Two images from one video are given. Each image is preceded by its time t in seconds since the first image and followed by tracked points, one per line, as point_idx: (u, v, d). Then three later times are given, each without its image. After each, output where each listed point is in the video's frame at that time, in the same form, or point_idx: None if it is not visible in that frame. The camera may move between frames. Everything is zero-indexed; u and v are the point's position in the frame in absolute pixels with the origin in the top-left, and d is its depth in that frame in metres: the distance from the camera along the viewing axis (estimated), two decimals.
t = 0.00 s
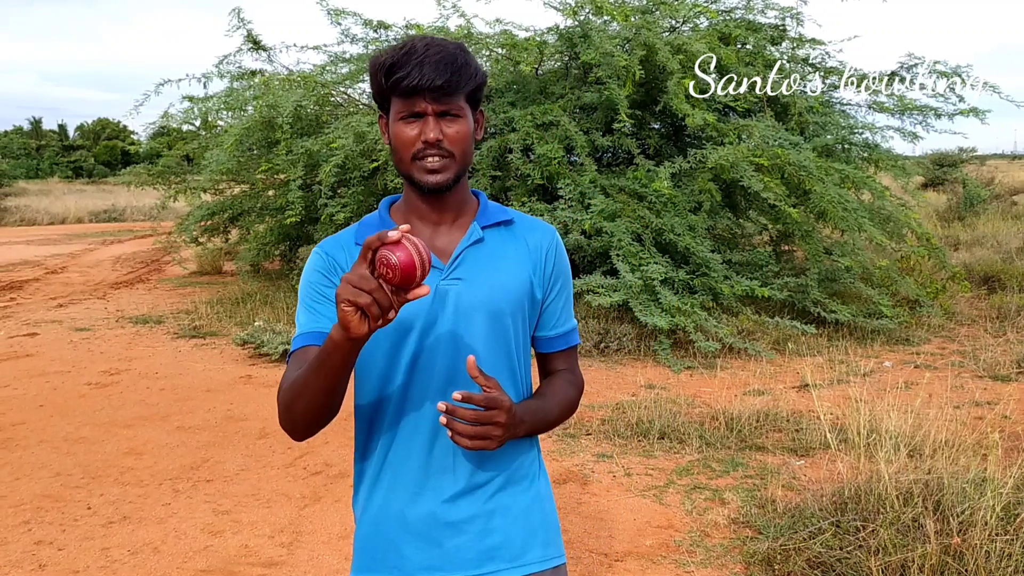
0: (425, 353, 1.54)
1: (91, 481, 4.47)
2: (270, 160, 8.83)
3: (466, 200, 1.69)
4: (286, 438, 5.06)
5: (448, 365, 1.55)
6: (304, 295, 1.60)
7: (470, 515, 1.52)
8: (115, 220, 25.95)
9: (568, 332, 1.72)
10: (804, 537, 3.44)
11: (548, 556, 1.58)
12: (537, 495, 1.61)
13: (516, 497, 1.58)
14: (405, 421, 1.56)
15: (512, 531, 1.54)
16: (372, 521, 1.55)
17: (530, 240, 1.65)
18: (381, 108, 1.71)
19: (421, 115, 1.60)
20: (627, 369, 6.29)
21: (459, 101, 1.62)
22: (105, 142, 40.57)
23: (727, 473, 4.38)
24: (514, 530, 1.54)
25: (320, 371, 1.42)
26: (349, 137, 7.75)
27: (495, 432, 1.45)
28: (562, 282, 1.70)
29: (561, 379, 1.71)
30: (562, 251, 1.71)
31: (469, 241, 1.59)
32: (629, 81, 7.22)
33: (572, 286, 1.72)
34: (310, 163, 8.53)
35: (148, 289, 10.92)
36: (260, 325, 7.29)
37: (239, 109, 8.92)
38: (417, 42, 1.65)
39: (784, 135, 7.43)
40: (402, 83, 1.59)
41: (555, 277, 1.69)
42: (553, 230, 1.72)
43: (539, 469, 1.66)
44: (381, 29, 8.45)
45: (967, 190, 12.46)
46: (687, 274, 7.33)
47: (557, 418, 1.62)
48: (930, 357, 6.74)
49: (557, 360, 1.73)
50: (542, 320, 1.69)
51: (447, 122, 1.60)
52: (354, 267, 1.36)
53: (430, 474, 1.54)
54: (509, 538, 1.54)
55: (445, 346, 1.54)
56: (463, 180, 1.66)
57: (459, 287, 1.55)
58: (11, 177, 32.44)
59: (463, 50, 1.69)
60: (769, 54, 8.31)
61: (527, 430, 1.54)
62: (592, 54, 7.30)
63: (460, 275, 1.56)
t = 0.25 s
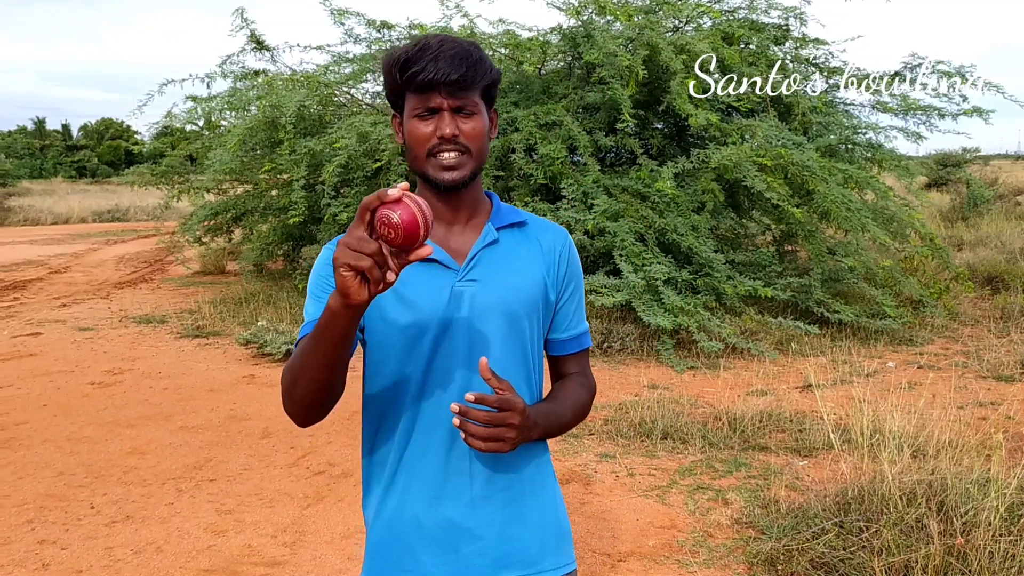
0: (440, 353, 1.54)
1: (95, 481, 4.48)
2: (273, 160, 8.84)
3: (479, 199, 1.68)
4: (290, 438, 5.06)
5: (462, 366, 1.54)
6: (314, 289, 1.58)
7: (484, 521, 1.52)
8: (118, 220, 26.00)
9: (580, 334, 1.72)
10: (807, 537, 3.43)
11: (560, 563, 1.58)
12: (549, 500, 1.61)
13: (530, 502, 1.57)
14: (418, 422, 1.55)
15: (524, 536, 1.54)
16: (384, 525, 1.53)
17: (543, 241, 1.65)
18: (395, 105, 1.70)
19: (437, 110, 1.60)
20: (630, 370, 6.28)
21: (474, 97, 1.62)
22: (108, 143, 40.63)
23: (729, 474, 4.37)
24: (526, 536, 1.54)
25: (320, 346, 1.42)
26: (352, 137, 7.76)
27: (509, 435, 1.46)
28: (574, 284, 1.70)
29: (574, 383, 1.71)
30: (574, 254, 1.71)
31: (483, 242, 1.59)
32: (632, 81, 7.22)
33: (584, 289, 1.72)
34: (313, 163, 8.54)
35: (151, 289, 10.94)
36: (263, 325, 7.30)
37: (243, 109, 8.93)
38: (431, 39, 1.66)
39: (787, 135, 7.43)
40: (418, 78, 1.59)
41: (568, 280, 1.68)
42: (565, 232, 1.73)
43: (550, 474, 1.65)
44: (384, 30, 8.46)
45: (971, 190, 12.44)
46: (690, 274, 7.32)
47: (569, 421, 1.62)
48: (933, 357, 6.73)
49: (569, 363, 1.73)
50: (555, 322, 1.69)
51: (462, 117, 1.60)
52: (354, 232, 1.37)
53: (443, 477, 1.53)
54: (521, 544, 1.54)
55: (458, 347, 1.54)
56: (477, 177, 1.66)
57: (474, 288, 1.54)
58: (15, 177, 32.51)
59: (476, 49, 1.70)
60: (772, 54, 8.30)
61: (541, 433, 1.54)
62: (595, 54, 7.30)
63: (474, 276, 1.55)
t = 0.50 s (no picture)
0: (459, 352, 1.53)
1: (95, 481, 4.48)
2: (273, 160, 8.84)
3: (496, 198, 1.67)
4: (291, 438, 5.07)
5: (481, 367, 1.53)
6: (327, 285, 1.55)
7: (503, 524, 1.52)
8: (119, 220, 26.01)
9: (598, 333, 1.72)
10: (808, 538, 3.43)
11: (577, 565, 1.59)
12: (567, 502, 1.62)
13: (548, 505, 1.58)
14: (436, 424, 1.54)
15: (542, 539, 1.55)
16: (400, 526, 1.52)
17: (561, 240, 1.65)
18: (416, 100, 1.70)
19: (457, 106, 1.59)
20: (631, 370, 6.28)
21: (495, 94, 1.61)
22: (109, 142, 40.64)
23: (730, 474, 4.37)
24: (544, 538, 1.55)
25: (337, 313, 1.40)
26: (352, 137, 7.76)
27: (533, 440, 1.46)
28: (593, 283, 1.70)
29: (592, 383, 1.71)
30: (592, 253, 1.71)
31: (501, 241, 1.57)
32: (633, 81, 7.22)
33: (602, 288, 1.72)
34: (313, 163, 8.54)
35: (152, 289, 10.95)
36: (263, 325, 7.30)
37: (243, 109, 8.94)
38: (454, 36, 1.66)
39: (788, 135, 7.42)
40: (440, 72, 1.59)
41: (586, 279, 1.68)
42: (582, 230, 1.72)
43: (568, 476, 1.65)
44: (385, 30, 8.46)
45: (972, 191, 12.44)
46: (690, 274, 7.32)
47: (589, 422, 1.62)
48: (934, 358, 6.73)
49: (587, 363, 1.73)
50: (573, 322, 1.69)
51: (482, 114, 1.59)
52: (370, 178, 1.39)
53: (462, 479, 1.52)
54: (539, 546, 1.54)
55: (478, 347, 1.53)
56: (494, 175, 1.65)
57: (493, 288, 1.54)
58: (16, 177, 32.52)
59: (499, 48, 1.70)
60: (773, 54, 8.30)
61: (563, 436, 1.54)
62: (596, 54, 7.30)
63: (492, 275, 1.54)
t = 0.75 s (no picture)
0: (473, 355, 1.51)
1: (94, 481, 4.48)
2: (273, 160, 8.84)
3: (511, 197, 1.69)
4: (290, 438, 5.07)
5: (494, 370, 1.52)
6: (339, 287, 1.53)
7: (514, 528, 1.51)
8: (119, 220, 26.02)
9: (610, 333, 1.72)
10: (807, 538, 3.43)
11: (589, 568, 1.58)
12: (579, 505, 1.61)
13: (560, 508, 1.57)
14: (447, 427, 1.52)
15: (553, 542, 1.54)
16: (412, 530, 1.51)
17: (574, 240, 1.65)
18: (431, 96, 1.68)
19: (478, 106, 1.60)
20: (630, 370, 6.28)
21: (515, 94, 1.62)
22: (109, 143, 40.64)
23: (729, 474, 4.38)
24: (556, 541, 1.54)
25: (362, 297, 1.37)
26: (351, 137, 7.76)
27: (547, 446, 1.45)
28: (605, 284, 1.70)
29: (604, 384, 1.71)
30: (604, 253, 1.71)
31: (514, 241, 1.57)
32: (632, 81, 7.23)
33: (614, 289, 1.72)
34: (312, 163, 8.55)
35: (151, 289, 10.95)
36: (263, 326, 7.30)
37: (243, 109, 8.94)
38: (473, 32, 1.64)
39: (787, 135, 7.43)
40: (462, 70, 1.58)
41: (598, 280, 1.68)
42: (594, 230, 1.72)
43: (580, 479, 1.65)
44: (384, 30, 8.46)
45: (971, 191, 12.45)
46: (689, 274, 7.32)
47: (602, 424, 1.62)
48: (933, 358, 6.73)
49: (599, 363, 1.73)
50: (585, 323, 1.69)
51: (503, 115, 1.61)
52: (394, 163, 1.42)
53: (474, 483, 1.51)
54: (550, 549, 1.53)
55: (492, 349, 1.51)
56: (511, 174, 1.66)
57: (506, 289, 1.53)
58: (16, 177, 32.54)
59: (516, 44, 1.70)
60: (772, 54, 8.30)
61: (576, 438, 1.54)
62: (595, 54, 7.30)
63: (505, 276, 1.53)
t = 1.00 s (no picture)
0: (480, 358, 1.51)
1: (93, 481, 4.48)
2: (272, 160, 8.84)
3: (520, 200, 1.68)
4: (289, 438, 5.07)
5: (501, 373, 1.52)
6: (347, 291, 1.53)
7: (520, 531, 1.50)
8: (118, 220, 26.02)
9: (616, 337, 1.72)
10: (805, 537, 3.43)
11: (594, 571, 1.57)
12: (585, 509, 1.61)
13: (566, 510, 1.56)
14: (453, 429, 1.52)
15: (559, 545, 1.53)
16: (416, 532, 1.51)
17: (582, 244, 1.65)
18: (438, 100, 1.67)
19: (487, 108, 1.59)
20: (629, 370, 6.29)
21: (523, 96, 1.62)
22: (108, 143, 40.64)
23: (728, 474, 4.38)
24: (561, 544, 1.53)
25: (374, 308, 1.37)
26: (351, 138, 7.76)
27: (554, 449, 1.45)
28: (612, 288, 1.71)
29: (611, 388, 1.71)
30: (612, 257, 1.72)
31: (523, 244, 1.57)
32: (631, 81, 7.23)
33: (620, 293, 1.73)
34: (312, 163, 8.54)
35: (151, 290, 10.95)
36: (262, 326, 7.30)
37: (242, 110, 8.94)
38: (479, 35, 1.63)
39: (787, 135, 7.43)
40: (471, 73, 1.57)
41: (605, 284, 1.69)
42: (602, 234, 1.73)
43: (586, 482, 1.64)
44: (383, 30, 8.46)
45: (971, 191, 12.45)
46: (689, 274, 7.32)
47: (608, 427, 1.62)
48: (932, 358, 6.74)
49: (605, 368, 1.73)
50: (592, 326, 1.69)
51: (512, 117, 1.60)
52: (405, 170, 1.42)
53: (480, 485, 1.51)
54: (555, 553, 1.53)
55: (499, 352, 1.51)
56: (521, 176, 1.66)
57: (514, 292, 1.53)
58: (16, 177, 32.54)
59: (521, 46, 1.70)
60: (771, 54, 8.30)
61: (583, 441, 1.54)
62: (594, 54, 7.30)
63: (513, 279, 1.54)
